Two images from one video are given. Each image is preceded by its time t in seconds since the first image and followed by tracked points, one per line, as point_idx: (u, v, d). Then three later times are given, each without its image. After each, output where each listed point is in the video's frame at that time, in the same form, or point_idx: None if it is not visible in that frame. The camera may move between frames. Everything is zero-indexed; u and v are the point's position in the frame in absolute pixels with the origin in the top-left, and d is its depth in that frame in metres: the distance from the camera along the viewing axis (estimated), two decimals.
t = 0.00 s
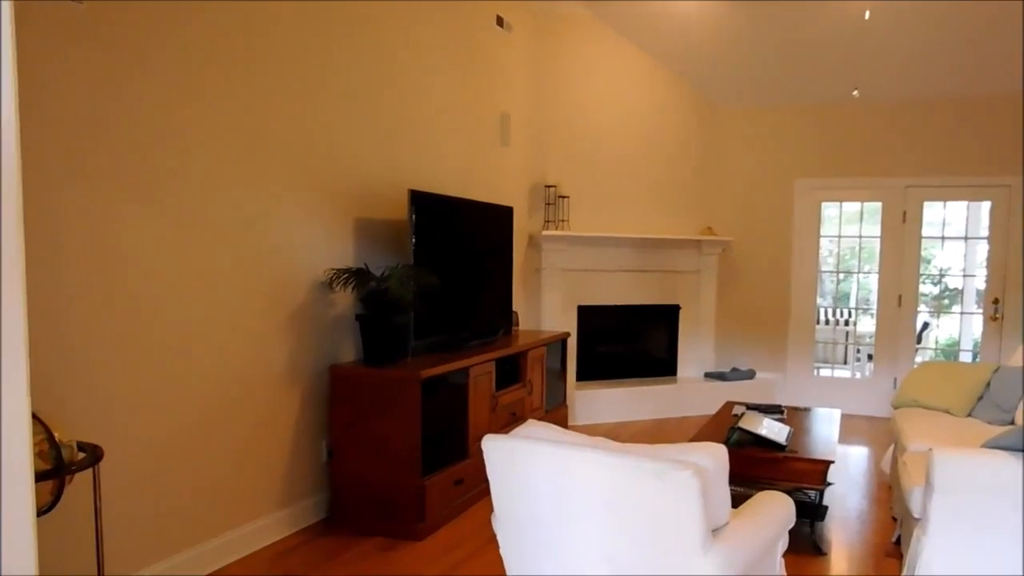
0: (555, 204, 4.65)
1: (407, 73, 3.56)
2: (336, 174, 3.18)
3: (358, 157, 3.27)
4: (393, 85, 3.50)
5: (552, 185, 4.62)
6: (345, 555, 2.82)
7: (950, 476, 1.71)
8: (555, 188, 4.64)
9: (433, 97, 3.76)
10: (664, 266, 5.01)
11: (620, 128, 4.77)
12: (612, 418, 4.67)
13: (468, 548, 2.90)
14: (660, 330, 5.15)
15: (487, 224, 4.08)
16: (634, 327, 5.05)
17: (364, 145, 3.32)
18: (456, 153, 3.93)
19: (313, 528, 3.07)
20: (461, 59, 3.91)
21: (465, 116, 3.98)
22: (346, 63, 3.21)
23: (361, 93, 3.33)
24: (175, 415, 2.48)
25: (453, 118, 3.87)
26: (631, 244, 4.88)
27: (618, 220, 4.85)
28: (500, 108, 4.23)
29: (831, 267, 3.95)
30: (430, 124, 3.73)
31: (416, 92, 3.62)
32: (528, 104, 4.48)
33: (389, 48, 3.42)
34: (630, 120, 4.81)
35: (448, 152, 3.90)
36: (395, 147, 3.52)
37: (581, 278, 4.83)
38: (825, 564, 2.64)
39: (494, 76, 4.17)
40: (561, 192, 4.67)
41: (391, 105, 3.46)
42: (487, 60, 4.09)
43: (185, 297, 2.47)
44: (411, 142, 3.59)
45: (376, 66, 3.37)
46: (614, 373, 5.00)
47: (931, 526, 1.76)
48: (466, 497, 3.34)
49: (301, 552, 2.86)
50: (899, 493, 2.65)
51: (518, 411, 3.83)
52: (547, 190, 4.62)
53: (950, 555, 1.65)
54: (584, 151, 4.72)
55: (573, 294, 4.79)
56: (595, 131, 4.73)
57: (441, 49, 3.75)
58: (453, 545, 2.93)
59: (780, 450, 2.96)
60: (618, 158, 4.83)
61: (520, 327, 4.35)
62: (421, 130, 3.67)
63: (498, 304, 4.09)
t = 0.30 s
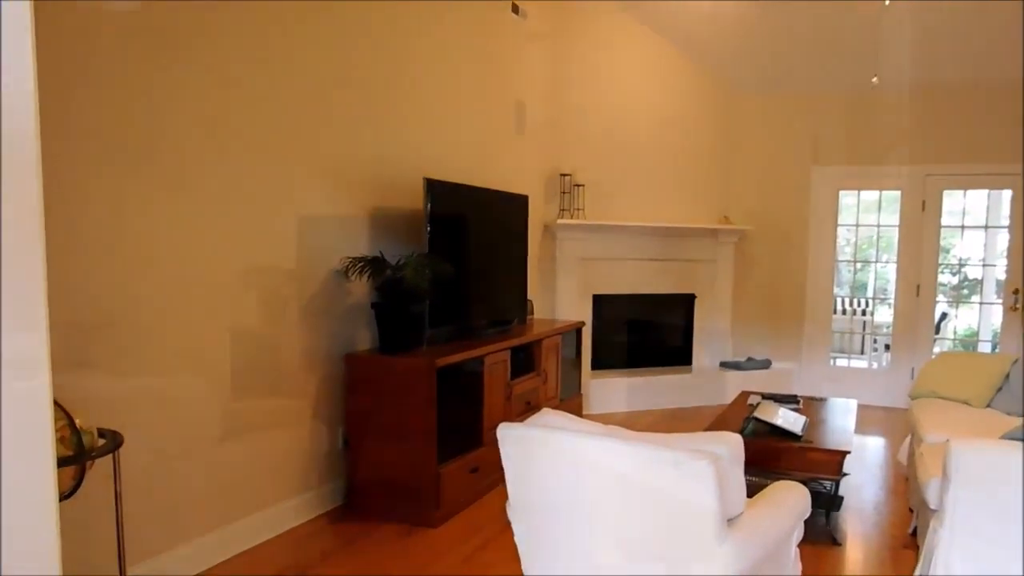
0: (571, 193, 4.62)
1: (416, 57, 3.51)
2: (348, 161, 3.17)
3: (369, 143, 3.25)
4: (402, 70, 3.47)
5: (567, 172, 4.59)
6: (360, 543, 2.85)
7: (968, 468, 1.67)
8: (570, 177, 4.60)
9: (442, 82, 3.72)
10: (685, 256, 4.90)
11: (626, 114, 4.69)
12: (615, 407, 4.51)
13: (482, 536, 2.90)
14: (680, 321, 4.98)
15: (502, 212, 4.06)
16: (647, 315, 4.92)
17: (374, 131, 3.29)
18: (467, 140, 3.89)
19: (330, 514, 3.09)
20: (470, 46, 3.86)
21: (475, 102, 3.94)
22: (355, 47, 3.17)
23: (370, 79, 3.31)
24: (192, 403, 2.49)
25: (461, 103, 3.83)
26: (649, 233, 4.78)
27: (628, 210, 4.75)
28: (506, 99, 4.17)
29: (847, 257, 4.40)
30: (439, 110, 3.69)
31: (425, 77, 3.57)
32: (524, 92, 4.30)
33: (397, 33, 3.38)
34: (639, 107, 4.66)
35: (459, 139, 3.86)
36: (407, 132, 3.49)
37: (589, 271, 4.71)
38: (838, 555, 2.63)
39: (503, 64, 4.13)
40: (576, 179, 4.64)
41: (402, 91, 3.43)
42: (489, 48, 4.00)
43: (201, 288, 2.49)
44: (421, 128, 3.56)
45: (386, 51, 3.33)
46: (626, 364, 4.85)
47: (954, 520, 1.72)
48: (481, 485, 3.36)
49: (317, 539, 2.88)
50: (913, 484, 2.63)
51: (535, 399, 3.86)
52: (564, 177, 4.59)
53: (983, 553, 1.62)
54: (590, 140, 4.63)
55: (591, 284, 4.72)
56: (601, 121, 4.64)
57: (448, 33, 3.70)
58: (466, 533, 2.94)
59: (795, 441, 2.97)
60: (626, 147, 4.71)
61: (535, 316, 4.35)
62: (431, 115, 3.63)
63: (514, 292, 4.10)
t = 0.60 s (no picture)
0: (624, 202, 4.20)
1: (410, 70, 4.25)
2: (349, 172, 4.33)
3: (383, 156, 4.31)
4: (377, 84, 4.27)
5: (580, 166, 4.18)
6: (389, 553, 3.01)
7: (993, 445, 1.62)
8: (584, 171, 4.18)
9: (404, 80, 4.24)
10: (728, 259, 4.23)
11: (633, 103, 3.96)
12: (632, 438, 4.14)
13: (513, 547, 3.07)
14: (745, 327, 4.25)
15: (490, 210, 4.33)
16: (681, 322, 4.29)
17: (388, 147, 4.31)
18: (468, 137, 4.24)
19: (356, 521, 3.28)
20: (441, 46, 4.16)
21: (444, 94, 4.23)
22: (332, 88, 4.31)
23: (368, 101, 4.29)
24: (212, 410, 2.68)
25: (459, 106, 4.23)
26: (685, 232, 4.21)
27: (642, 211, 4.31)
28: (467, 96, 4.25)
29: (862, 253, 3.71)
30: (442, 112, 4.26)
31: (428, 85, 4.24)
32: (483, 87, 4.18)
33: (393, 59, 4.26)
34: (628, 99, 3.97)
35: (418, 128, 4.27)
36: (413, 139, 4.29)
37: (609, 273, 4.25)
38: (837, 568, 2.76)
39: (498, 72, 4.17)
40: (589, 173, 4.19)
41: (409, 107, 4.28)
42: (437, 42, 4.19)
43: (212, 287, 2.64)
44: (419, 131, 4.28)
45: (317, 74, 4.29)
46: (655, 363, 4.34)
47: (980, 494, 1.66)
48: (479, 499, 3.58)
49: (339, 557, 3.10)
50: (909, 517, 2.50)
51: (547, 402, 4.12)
52: (576, 172, 4.20)
53: (1005, 524, 1.57)
54: (594, 126, 4.06)
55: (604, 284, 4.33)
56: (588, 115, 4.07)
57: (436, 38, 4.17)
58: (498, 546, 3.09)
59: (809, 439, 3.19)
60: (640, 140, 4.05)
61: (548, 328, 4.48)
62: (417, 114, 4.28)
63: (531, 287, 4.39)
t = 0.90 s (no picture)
0: (649, 204, 4.40)
1: (416, 69, 4.96)
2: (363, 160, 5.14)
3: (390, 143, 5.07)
4: (387, 79, 5.04)
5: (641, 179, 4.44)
6: (407, 528, 3.20)
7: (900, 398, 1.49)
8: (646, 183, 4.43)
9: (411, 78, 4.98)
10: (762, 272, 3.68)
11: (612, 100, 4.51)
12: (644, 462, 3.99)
13: (529, 539, 3.06)
14: (774, 335, 3.62)
15: (493, 198, 4.82)
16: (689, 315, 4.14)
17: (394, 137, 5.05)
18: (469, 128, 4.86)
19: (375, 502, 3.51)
20: (447, 48, 4.88)
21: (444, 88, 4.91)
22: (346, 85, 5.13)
23: (378, 95, 5.07)
24: (242, 410, 2.49)
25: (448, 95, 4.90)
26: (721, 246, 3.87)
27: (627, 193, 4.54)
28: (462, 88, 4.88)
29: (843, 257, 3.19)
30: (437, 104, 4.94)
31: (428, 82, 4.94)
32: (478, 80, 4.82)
33: (400, 60, 4.99)
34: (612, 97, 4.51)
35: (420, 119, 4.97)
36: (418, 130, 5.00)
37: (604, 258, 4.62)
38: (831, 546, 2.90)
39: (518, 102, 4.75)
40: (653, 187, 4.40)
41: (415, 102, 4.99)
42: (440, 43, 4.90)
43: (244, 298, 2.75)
44: (420, 122, 4.99)
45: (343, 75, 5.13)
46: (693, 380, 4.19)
47: (938, 467, 1.41)
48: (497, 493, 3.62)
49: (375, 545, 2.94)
50: (866, 524, 2.33)
51: (574, 397, 4.66)
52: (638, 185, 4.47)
53: None
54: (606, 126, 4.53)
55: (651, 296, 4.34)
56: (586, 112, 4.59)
57: (437, 42, 4.90)
58: (512, 537, 3.09)
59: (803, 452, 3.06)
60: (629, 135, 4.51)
61: (559, 325, 4.74)
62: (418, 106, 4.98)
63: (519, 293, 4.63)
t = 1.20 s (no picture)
0: (682, 204, 4.41)
1: (446, 71, 5.01)
2: (395, 161, 5.20)
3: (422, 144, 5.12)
4: (418, 81, 5.09)
5: (676, 182, 4.43)
6: (440, 528, 3.24)
7: (935, 401, 1.48)
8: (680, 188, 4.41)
9: (442, 79, 5.03)
10: (793, 276, 3.65)
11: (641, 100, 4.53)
12: (674, 463, 4.02)
13: (562, 540, 3.08)
14: (808, 335, 3.58)
15: (525, 199, 4.84)
16: (722, 316, 4.12)
17: (425, 138, 5.10)
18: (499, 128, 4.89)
19: (408, 501, 3.56)
20: (475, 49, 4.92)
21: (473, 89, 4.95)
22: (378, 88, 5.21)
23: (410, 98, 5.13)
24: (278, 410, 2.45)
25: (479, 96, 4.94)
26: (755, 247, 3.84)
27: (659, 193, 4.54)
28: (490, 89, 4.90)
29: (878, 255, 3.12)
30: (467, 105, 4.98)
31: (458, 83, 4.98)
32: (507, 80, 4.85)
33: (430, 61, 5.05)
34: (641, 97, 4.53)
35: (451, 120, 5.02)
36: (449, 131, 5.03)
37: (637, 259, 4.62)
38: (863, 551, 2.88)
39: (549, 105, 4.76)
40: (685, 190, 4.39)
41: (445, 103, 5.03)
42: (468, 45, 4.94)
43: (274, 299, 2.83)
44: (451, 122, 5.02)
45: (375, 79, 5.21)
46: (725, 384, 4.17)
47: (978, 472, 1.40)
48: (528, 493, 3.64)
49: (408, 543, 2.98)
50: (903, 529, 2.31)
51: (607, 398, 4.66)
52: (672, 189, 4.46)
53: None
54: (637, 128, 4.54)
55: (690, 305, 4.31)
56: (615, 112, 4.60)
57: (466, 44, 4.94)
58: (543, 537, 3.11)
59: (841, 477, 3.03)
60: (660, 135, 4.52)
61: (591, 325, 4.75)
62: (449, 108, 5.02)
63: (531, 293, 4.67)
